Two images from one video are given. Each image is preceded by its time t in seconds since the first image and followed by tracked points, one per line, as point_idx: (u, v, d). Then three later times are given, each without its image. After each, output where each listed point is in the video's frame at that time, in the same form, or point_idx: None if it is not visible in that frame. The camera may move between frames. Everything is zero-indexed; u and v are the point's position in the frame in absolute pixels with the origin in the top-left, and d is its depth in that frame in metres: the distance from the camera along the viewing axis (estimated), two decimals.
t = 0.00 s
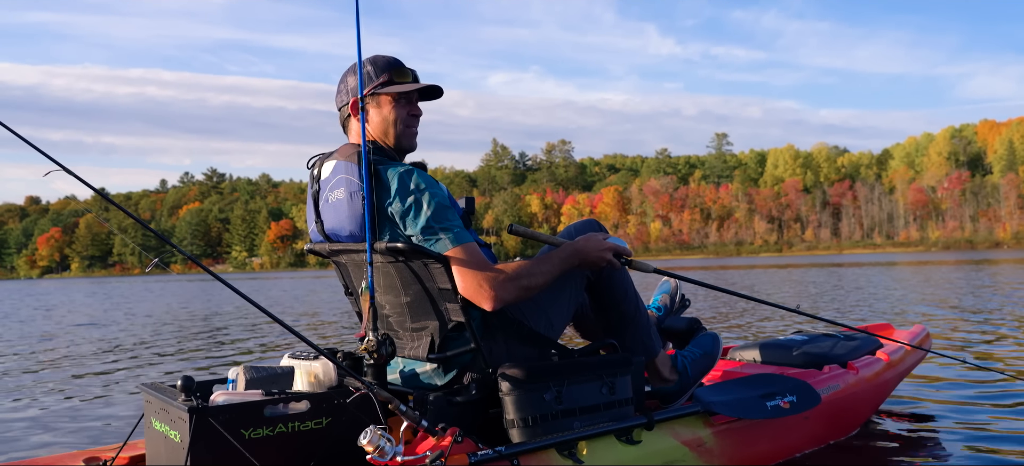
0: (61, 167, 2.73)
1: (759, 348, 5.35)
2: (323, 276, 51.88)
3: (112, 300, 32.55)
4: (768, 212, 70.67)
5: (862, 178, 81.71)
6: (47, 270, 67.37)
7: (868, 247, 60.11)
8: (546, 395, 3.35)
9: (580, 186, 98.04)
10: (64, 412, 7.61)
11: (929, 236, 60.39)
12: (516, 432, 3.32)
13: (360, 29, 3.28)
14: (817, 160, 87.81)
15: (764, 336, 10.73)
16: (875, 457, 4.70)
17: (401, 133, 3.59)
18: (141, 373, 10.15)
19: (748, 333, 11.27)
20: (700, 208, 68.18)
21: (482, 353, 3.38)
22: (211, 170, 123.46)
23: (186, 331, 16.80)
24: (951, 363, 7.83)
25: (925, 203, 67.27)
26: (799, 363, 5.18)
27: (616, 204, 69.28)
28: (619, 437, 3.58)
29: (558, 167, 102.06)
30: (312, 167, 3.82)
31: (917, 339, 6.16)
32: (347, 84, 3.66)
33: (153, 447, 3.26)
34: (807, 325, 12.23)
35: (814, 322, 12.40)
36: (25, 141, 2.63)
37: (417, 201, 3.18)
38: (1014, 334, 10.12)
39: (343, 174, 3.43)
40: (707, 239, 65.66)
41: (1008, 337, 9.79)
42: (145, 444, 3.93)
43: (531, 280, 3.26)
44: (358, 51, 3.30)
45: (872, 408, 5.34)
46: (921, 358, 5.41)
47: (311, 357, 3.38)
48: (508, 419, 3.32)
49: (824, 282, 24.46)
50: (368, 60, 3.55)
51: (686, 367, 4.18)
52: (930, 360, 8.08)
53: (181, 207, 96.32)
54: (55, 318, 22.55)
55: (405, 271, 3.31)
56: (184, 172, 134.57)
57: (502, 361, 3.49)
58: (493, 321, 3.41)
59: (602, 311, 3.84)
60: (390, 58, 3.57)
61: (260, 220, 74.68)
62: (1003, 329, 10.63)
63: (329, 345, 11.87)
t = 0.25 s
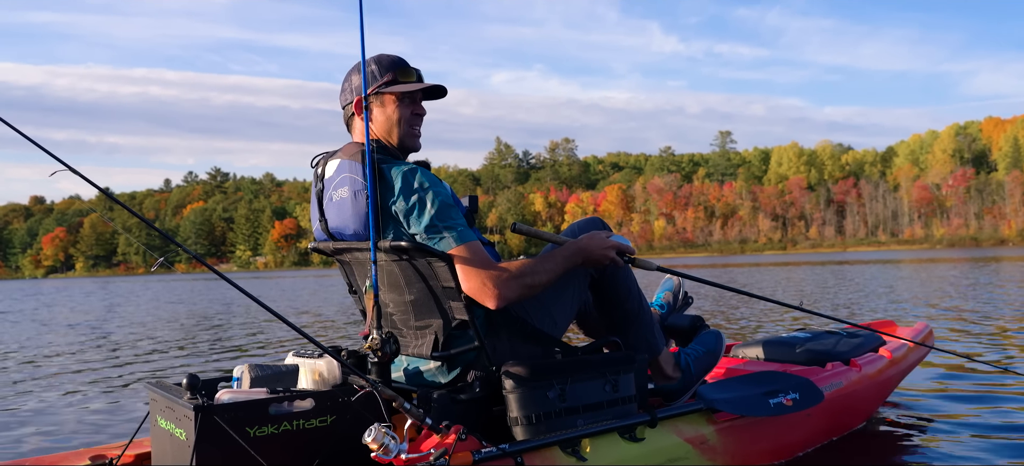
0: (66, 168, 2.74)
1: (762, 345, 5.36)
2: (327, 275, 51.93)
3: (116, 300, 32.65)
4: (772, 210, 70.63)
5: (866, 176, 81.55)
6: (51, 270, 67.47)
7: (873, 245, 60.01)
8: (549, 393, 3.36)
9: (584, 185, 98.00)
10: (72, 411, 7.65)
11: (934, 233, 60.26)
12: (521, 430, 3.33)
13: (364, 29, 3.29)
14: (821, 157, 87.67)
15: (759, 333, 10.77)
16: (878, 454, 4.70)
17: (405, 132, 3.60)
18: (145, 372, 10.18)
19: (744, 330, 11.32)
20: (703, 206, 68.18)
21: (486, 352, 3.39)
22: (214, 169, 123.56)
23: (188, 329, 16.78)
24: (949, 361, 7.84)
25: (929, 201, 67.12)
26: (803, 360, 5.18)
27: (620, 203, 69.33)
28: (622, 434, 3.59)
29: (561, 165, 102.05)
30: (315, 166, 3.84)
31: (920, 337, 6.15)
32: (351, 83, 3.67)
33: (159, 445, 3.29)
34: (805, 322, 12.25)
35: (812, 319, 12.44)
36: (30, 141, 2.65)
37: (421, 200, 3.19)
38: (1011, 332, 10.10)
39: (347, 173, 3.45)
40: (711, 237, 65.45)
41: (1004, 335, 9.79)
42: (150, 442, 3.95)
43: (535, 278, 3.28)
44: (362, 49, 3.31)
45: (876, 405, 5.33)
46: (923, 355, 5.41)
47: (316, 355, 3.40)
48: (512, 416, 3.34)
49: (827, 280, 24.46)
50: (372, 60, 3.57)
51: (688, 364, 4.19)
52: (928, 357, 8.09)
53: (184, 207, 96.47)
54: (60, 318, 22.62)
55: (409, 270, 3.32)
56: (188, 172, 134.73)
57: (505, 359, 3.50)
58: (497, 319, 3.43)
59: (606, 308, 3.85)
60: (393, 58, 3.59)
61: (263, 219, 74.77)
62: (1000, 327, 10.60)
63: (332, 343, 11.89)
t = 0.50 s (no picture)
0: (70, 166, 2.76)
1: (764, 343, 5.37)
2: (330, 273, 52.04)
3: (120, 298, 32.74)
4: (775, 207, 70.64)
5: (869, 174, 81.46)
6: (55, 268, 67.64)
7: (876, 242, 59.96)
8: (550, 391, 3.38)
9: (586, 183, 97.98)
10: (75, 408, 7.69)
11: (937, 231, 60.17)
12: (522, 428, 3.34)
13: (367, 28, 3.30)
14: (824, 155, 87.57)
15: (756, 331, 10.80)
16: (877, 451, 4.71)
17: (408, 131, 3.61)
18: (151, 369, 10.23)
19: (742, 327, 11.35)
20: (706, 204, 68.24)
21: (488, 350, 3.40)
22: (218, 167, 123.80)
23: (191, 328, 16.81)
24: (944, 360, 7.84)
25: (932, 198, 67.06)
26: (803, 358, 5.20)
27: (622, 201, 69.35)
28: (623, 432, 3.60)
29: (564, 164, 102.02)
30: (319, 164, 3.85)
31: (921, 335, 6.16)
32: (354, 81, 3.68)
33: (163, 443, 3.30)
34: (805, 320, 12.28)
35: (811, 317, 12.46)
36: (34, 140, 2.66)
37: (423, 198, 3.20)
38: (1009, 330, 10.05)
39: (349, 172, 3.46)
40: (714, 235, 65.01)
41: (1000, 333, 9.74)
42: (154, 439, 3.98)
43: (537, 277, 3.28)
44: (365, 49, 3.31)
45: (877, 403, 5.34)
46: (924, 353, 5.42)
47: (319, 353, 3.42)
48: (514, 414, 3.35)
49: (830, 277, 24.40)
50: (375, 58, 3.58)
51: (690, 362, 4.19)
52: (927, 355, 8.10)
53: (187, 205, 96.64)
54: (64, 316, 22.69)
55: (411, 268, 3.33)
56: (192, 170, 135.02)
57: (507, 357, 3.51)
58: (500, 317, 3.44)
59: (608, 306, 3.86)
60: (397, 56, 3.60)
61: (266, 218, 74.91)
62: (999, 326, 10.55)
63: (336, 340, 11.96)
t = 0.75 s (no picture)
0: (73, 163, 2.77)
1: (763, 342, 5.40)
2: (331, 271, 51.98)
3: (121, 296, 32.77)
4: (776, 207, 70.53)
5: (871, 173, 81.45)
6: (57, 267, 67.74)
7: (877, 242, 59.91)
8: (551, 390, 3.38)
9: (588, 182, 97.96)
10: (78, 404, 7.72)
11: (939, 231, 60.16)
12: (522, 425, 3.35)
13: (369, 27, 3.31)
14: (825, 155, 87.52)
15: (749, 330, 10.84)
16: (876, 450, 4.73)
17: (409, 129, 3.62)
18: (152, 366, 10.28)
19: (738, 326, 11.37)
20: (707, 203, 68.21)
21: (489, 348, 3.41)
22: (219, 166, 123.75)
23: (191, 325, 16.83)
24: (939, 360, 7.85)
25: (934, 198, 67.07)
26: (804, 356, 5.21)
27: (624, 200, 69.36)
28: (623, 431, 3.61)
29: (565, 163, 102.03)
30: (321, 162, 3.86)
31: (920, 335, 6.18)
32: (357, 79, 3.69)
33: (164, 440, 3.31)
34: (804, 320, 12.28)
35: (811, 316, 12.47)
36: (36, 137, 2.66)
37: (425, 197, 3.21)
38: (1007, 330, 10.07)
39: (351, 170, 3.47)
40: (715, 234, 65.16)
41: (994, 334, 9.74)
42: (156, 436, 3.99)
43: (538, 276, 3.30)
44: (367, 46, 3.33)
45: (876, 402, 5.35)
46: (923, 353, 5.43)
47: (320, 350, 3.43)
48: (514, 412, 3.36)
49: (831, 277, 24.38)
50: (377, 57, 3.59)
51: (689, 361, 4.20)
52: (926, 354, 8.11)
53: (189, 203, 96.63)
54: (65, 314, 22.74)
55: (412, 266, 3.35)
56: (193, 169, 135.02)
57: (508, 355, 3.52)
58: (500, 315, 3.45)
59: (608, 305, 3.87)
60: (399, 54, 3.61)
61: (267, 216, 74.88)
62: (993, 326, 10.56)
63: (336, 338, 12.01)
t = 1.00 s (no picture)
0: (76, 161, 2.77)
1: (763, 342, 5.43)
2: (331, 270, 52.06)
3: (122, 294, 32.81)
4: (777, 207, 70.54)
5: (872, 174, 81.43)
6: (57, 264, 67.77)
7: (878, 243, 59.86)
8: (551, 389, 3.40)
9: (589, 182, 97.94)
10: (78, 401, 7.74)
11: (940, 232, 60.16)
12: (522, 424, 3.36)
13: (374, 25, 3.32)
14: (827, 155, 87.47)
15: (747, 331, 10.84)
16: (874, 449, 4.74)
17: (412, 128, 3.63)
18: (154, 363, 10.31)
19: (738, 327, 11.38)
20: (708, 203, 68.24)
21: (489, 346, 3.42)
22: (220, 164, 123.66)
23: (191, 323, 16.85)
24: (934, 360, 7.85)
25: (935, 199, 67.04)
26: (803, 357, 5.21)
27: (625, 199, 69.36)
28: (623, 430, 3.62)
29: (566, 162, 102.02)
30: (323, 161, 3.88)
31: (919, 335, 6.20)
32: (360, 79, 3.70)
33: (166, 438, 3.32)
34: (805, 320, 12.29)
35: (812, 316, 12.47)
36: (39, 133, 2.67)
37: (427, 197, 3.22)
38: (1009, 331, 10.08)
39: (353, 169, 3.48)
40: (716, 234, 65.22)
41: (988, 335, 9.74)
42: (156, 434, 4.00)
43: (538, 275, 3.31)
44: (370, 46, 3.33)
45: (874, 401, 5.36)
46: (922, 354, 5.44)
47: (321, 349, 3.44)
48: (514, 411, 3.37)
49: (832, 278, 24.35)
50: (382, 55, 3.60)
51: (689, 361, 4.22)
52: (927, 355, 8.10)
53: (189, 202, 96.68)
54: (66, 311, 22.77)
55: (414, 265, 3.36)
56: (194, 167, 135.03)
57: (508, 354, 3.54)
58: (500, 315, 3.46)
59: (608, 305, 3.88)
60: (404, 53, 3.61)
61: (268, 214, 74.91)
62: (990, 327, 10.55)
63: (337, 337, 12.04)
